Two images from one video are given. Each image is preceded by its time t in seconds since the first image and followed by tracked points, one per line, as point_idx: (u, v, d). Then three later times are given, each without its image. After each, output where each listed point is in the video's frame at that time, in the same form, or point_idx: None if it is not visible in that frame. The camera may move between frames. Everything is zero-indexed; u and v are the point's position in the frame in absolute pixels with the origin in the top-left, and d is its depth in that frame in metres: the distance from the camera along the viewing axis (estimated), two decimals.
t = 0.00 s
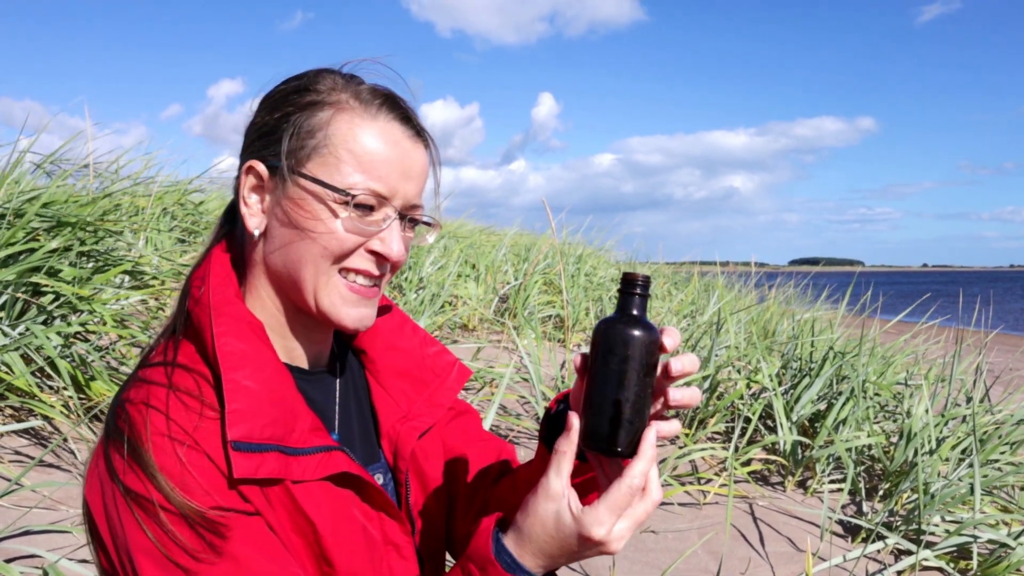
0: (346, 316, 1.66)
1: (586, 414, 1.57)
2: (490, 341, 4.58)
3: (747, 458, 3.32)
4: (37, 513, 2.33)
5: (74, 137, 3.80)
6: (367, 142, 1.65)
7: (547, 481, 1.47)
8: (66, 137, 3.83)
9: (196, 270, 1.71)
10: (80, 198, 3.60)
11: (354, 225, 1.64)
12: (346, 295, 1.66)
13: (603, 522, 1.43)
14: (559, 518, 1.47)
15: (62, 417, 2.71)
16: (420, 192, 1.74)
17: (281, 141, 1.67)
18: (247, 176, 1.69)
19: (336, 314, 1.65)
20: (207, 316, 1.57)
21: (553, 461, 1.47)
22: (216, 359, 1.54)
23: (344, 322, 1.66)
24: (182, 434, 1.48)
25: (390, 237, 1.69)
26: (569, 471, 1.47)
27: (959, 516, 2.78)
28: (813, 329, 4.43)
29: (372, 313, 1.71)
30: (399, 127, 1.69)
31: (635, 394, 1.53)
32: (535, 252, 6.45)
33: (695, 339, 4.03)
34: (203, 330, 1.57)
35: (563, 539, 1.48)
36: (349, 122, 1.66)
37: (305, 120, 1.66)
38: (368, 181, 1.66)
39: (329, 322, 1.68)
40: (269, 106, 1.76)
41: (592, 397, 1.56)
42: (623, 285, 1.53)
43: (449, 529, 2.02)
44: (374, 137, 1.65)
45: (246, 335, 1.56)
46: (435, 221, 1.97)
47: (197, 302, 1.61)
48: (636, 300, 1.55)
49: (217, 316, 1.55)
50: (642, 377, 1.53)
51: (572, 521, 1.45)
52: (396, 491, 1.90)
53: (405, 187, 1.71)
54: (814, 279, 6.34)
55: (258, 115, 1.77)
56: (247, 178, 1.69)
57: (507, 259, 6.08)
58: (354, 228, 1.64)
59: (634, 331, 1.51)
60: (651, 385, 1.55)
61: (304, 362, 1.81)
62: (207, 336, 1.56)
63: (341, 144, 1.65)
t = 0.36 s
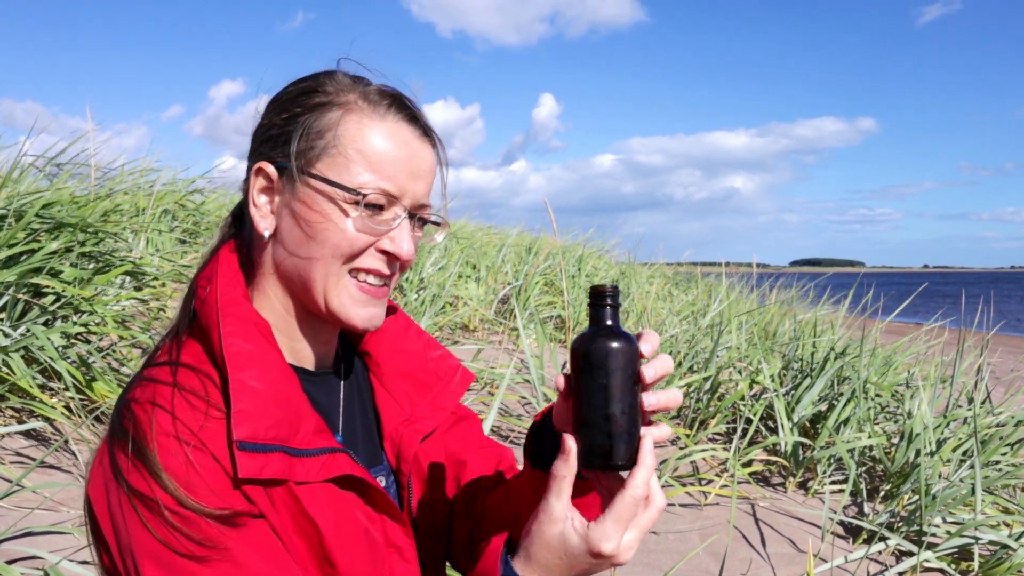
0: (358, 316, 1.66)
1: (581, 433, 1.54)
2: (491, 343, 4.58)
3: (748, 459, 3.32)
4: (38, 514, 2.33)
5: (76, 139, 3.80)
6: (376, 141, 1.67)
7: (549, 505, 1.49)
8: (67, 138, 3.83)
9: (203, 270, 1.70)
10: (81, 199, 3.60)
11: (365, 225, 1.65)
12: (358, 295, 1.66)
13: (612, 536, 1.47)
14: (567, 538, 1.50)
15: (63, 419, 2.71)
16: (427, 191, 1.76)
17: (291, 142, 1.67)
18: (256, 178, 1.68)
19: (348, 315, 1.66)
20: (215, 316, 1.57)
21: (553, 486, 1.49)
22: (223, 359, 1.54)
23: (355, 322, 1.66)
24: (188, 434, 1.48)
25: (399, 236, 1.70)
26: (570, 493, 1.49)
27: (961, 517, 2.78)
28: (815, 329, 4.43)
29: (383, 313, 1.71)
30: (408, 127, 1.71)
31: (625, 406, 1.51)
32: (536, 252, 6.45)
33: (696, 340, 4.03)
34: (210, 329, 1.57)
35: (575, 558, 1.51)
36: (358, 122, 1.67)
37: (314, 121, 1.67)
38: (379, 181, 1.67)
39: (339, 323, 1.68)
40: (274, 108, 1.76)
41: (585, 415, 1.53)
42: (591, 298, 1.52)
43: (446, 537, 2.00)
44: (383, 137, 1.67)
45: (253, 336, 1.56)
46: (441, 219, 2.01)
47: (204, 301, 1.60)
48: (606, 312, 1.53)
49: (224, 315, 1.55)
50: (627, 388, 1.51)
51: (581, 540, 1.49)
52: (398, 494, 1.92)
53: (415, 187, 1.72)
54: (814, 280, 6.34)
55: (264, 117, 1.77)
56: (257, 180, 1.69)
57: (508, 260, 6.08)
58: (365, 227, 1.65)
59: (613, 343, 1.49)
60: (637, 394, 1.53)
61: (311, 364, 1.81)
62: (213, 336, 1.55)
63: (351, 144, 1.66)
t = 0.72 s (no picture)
0: (392, 299, 1.62)
1: (543, 491, 1.54)
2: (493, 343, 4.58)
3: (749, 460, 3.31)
4: (40, 515, 2.33)
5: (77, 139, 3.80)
6: (383, 123, 1.68)
7: (540, 570, 1.53)
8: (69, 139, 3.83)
9: (228, 275, 1.70)
10: (83, 200, 3.60)
11: (387, 204, 1.63)
12: (390, 278, 1.63)
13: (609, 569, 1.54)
14: None
15: (64, 419, 2.71)
16: (446, 168, 1.75)
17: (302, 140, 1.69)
18: (274, 185, 1.71)
19: (381, 298, 1.62)
20: (239, 324, 1.56)
21: (536, 550, 1.53)
22: (247, 368, 1.53)
23: (390, 306, 1.62)
24: (209, 448, 1.49)
25: (423, 213, 1.68)
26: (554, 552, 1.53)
27: (963, 519, 2.77)
28: (816, 331, 4.43)
29: (418, 297, 1.65)
30: (410, 109, 1.73)
31: (577, 446, 1.53)
32: (537, 253, 6.45)
33: (697, 341, 4.02)
34: (234, 337, 1.57)
35: None
36: (362, 109, 1.70)
37: (320, 115, 1.70)
38: (395, 160, 1.67)
39: (373, 311, 1.65)
40: (283, 119, 1.78)
41: (542, 472, 1.53)
42: (502, 362, 1.55)
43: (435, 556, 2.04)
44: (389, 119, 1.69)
45: (277, 345, 1.56)
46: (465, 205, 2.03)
47: (229, 308, 1.60)
48: (518, 370, 1.56)
49: (250, 323, 1.55)
50: (569, 429, 1.54)
51: None
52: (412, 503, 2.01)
53: (431, 161, 1.71)
54: (816, 281, 6.34)
55: (276, 131, 1.79)
56: (274, 188, 1.71)
57: (509, 261, 6.08)
58: (388, 206, 1.63)
59: (539, 396, 1.52)
60: (578, 431, 1.57)
61: (332, 371, 1.85)
62: (238, 344, 1.55)
63: (360, 128, 1.68)
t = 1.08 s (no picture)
0: (402, 319, 1.63)
1: (543, 513, 1.55)
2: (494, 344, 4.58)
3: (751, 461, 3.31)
4: (42, 516, 2.33)
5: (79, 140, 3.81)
6: (404, 138, 1.67)
7: None
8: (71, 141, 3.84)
9: (243, 281, 1.70)
10: (85, 201, 3.60)
11: (401, 224, 1.64)
12: (401, 297, 1.64)
13: None
14: None
15: (66, 421, 2.71)
16: (465, 186, 1.74)
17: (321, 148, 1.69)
18: (289, 190, 1.71)
19: (392, 318, 1.63)
20: (254, 335, 1.56)
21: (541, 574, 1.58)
22: (262, 380, 1.53)
23: (400, 325, 1.63)
24: (222, 463, 1.51)
25: (438, 234, 1.68)
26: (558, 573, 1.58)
27: (964, 520, 2.77)
28: (818, 332, 4.42)
29: (429, 317, 1.67)
30: (434, 123, 1.72)
31: (577, 469, 1.54)
32: (538, 255, 6.45)
33: (699, 341, 4.02)
34: (249, 348, 1.57)
35: None
36: (384, 120, 1.68)
37: (341, 123, 1.69)
38: (412, 178, 1.67)
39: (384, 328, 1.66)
40: (305, 122, 1.78)
41: (543, 495, 1.54)
42: (500, 386, 1.55)
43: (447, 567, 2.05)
44: (410, 133, 1.68)
45: (293, 358, 1.56)
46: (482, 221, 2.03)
47: (244, 318, 1.60)
48: (518, 393, 1.56)
49: (266, 336, 1.54)
50: (569, 452, 1.54)
51: None
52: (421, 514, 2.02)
53: (450, 180, 1.71)
54: (816, 282, 6.34)
55: (297, 133, 1.79)
56: (289, 194, 1.71)
57: (509, 261, 6.08)
58: (401, 226, 1.64)
59: (539, 419, 1.52)
60: (579, 453, 1.57)
61: (341, 380, 1.85)
62: (253, 355, 1.55)
63: (380, 141, 1.67)
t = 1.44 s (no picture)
0: (400, 334, 1.65)
1: (553, 504, 1.56)
2: (494, 345, 4.58)
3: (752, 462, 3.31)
4: (44, 517, 2.34)
5: (81, 142, 3.81)
6: (412, 154, 1.66)
7: None
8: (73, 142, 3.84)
9: (243, 283, 1.70)
10: (86, 202, 3.61)
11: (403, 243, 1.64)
12: (399, 313, 1.65)
13: None
14: None
15: (68, 422, 2.71)
16: (472, 204, 1.74)
17: (328, 158, 1.68)
18: (293, 196, 1.71)
19: (390, 333, 1.65)
20: (254, 337, 1.57)
21: (542, 565, 1.57)
22: (261, 381, 1.54)
23: (398, 341, 1.65)
24: (220, 462, 1.50)
25: (440, 252, 1.68)
26: (559, 566, 1.57)
27: (965, 521, 2.77)
28: (818, 333, 4.43)
29: (426, 333, 1.68)
30: (445, 138, 1.70)
31: (594, 466, 1.55)
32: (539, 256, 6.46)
33: (700, 342, 4.02)
34: (249, 349, 1.57)
35: None
36: (392, 134, 1.67)
37: (350, 134, 1.68)
38: (417, 195, 1.66)
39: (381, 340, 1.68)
40: (315, 125, 1.78)
41: (556, 487, 1.55)
42: (528, 373, 1.57)
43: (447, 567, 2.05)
44: (418, 149, 1.67)
45: (293, 358, 1.57)
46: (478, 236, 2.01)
47: (244, 320, 1.61)
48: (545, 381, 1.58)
49: (266, 338, 1.55)
50: (588, 448, 1.55)
51: None
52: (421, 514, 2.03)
53: (455, 199, 1.70)
54: (817, 283, 6.35)
55: (305, 135, 1.79)
56: (292, 198, 1.71)
57: (510, 263, 6.08)
58: (404, 243, 1.64)
59: (561, 411, 1.52)
60: (598, 451, 1.58)
61: (340, 383, 1.85)
62: (253, 356, 1.55)
63: (387, 155, 1.66)
